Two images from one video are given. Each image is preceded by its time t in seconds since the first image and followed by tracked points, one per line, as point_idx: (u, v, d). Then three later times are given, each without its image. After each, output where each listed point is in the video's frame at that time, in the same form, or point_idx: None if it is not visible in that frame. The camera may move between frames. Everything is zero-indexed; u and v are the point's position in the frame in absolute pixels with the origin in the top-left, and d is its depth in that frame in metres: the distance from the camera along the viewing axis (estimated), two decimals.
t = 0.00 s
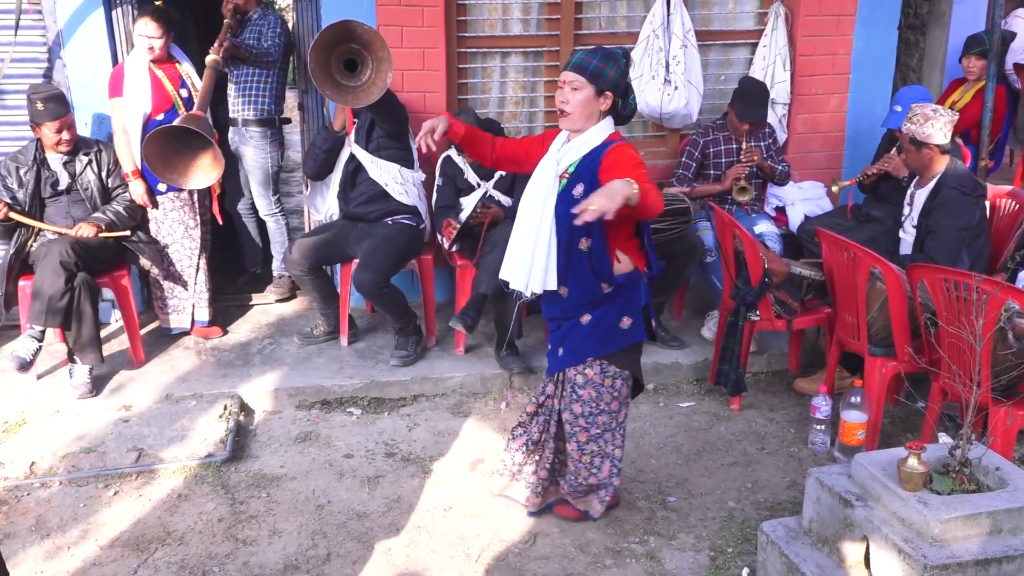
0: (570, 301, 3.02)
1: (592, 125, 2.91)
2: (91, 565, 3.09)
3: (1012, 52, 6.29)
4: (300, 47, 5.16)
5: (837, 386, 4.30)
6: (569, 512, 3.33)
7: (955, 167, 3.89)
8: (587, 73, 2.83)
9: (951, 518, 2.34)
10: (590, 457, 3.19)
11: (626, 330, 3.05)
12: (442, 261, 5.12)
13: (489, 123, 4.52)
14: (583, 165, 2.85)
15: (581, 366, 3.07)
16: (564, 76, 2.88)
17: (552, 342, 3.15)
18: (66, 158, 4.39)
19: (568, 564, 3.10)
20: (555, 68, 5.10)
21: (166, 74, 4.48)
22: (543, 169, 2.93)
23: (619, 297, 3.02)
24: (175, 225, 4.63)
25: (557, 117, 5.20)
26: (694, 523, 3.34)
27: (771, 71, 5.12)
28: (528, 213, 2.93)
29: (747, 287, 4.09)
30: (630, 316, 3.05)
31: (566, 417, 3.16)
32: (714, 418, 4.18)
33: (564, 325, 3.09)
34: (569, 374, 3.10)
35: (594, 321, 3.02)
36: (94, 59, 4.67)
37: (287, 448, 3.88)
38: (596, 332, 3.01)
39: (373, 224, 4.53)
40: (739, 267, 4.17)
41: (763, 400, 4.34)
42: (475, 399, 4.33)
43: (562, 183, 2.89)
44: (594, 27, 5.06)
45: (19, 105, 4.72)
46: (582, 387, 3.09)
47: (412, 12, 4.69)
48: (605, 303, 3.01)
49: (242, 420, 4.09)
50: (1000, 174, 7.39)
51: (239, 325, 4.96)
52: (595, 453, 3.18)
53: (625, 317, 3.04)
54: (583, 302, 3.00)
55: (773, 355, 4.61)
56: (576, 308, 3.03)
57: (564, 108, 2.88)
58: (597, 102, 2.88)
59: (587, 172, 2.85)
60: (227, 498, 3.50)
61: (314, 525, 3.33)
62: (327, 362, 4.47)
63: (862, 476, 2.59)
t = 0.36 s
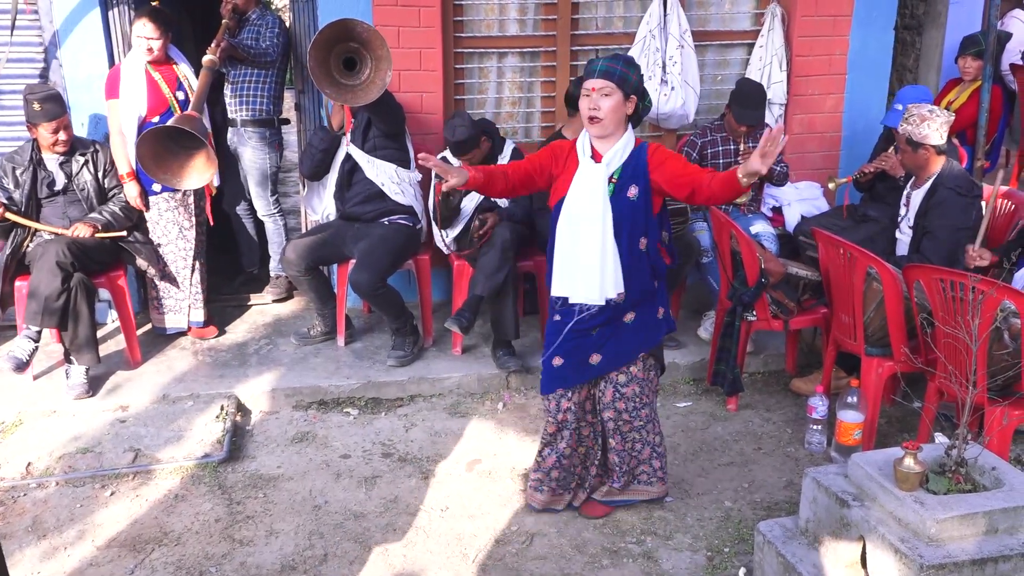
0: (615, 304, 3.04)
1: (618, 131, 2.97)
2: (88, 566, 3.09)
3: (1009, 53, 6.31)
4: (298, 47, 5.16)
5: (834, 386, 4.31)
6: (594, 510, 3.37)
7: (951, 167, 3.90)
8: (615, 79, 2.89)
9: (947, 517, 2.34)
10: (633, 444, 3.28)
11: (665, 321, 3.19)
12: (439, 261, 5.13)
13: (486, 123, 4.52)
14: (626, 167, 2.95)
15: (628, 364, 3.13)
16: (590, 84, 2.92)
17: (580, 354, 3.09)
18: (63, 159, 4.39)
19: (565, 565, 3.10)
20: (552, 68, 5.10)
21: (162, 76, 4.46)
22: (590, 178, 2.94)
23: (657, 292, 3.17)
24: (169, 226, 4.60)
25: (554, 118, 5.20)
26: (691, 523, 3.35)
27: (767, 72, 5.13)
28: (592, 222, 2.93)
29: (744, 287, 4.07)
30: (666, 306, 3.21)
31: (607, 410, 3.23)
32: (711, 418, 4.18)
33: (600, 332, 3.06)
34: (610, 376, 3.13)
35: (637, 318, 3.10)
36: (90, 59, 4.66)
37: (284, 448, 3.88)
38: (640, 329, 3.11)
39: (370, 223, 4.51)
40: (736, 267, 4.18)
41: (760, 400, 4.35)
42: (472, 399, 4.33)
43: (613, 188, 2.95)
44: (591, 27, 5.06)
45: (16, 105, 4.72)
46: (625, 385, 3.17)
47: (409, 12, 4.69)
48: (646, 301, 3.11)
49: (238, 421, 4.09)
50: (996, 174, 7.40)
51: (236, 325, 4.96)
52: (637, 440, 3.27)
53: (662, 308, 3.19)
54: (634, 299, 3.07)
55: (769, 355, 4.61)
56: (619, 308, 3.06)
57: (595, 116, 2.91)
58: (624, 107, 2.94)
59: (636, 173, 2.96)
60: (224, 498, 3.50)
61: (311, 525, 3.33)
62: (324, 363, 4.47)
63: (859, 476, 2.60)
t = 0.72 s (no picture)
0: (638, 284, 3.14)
1: (637, 118, 3.04)
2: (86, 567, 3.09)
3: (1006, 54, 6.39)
4: (296, 48, 5.18)
5: (832, 387, 4.32)
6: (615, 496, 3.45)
7: (948, 168, 3.91)
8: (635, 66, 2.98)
9: (944, 517, 2.35)
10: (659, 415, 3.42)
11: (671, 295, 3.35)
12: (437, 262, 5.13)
13: (484, 124, 4.52)
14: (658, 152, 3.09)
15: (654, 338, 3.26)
16: (612, 73, 2.98)
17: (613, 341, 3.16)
18: (61, 160, 4.39)
19: (563, 565, 3.10)
20: (550, 69, 5.10)
21: (164, 79, 4.45)
22: (635, 170, 2.99)
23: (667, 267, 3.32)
24: (171, 231, 4.55)
25: (552, 118, 5.21)
26: (688, 524, 3.35)
27: (765, 73, 5.13)
28: (645, 220, 3.01)
29: (742, 288, 4.07)
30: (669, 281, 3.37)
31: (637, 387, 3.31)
32: (709, 418, 4.18)
33: (627, 314, 3.15)
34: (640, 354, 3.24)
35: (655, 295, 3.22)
36: (89, 60, 4.67)
37: (282, 449, 3.88)
38: (658, 303, 3.25)
39: (368, 224, 4.51)
40: (734, 268, 4.19)
41: (758, 401, 4.35)
42: (470, 400, 4.33)
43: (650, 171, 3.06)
44: (589, 28, 5.07)
45: (13, 106, 4.71)
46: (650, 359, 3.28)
47: (407, 13, 4.69)
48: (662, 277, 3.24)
49: (236, 422, 4.08)
50: (993, 175, 7.42)
51: (234, 326, 4.96)
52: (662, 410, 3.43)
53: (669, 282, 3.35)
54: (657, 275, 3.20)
55: (767, 356, 4.62)
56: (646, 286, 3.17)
57: (621, 102, 2.97)
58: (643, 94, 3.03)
59: (662, 156, 3.11)
60: (222, 500, 3.49)
61: (309, 526, 3.33)
62: (322, 364, 4.47)
63: (857, 477, 2.60)
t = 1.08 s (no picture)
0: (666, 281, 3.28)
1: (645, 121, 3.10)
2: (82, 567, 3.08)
3: (1003, 54, 6.39)
4: (292, 49, 5.20)
5: (828, 386, 4.32)
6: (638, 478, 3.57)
7: (945, 167, 3.91)
8: (643, 76, 2.99)
9: (941, 516, 2.35)
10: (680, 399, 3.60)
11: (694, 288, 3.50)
12: (435, 261, 5.13)
13: (480, 123, 4.52)
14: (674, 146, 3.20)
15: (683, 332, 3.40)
16: (619, 84, 3.02)
17: (651, 337, 3.28)
18: (57, 159, 4.39)
19: (560, 565, 3.10)
20: (547, 69, 5.10)
21: (160, 79, 4.44)
22: (656, 166, 3.08)
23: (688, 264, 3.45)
24: (170, 233, 4.56)
25: (549, 118, 5.21)
26: (685, 523, 3.35)
27: (762, 72, 5.14)
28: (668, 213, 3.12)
29: (739, 287, 4.08)
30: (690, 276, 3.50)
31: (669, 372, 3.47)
32: (706, 417, 4.19)
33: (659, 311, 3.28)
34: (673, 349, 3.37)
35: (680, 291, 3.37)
36: (85, 60, 4.67)
37: (279, 448, 3.88)
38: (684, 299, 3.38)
39: (364, 223, 4.51)
40: (731, 267, 4.19)
41: (755, 400, 4.36)
42: (467, 399, 4.33)
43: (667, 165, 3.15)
44: (586, 27, 5.07)
45: (9, 105, 4.70)
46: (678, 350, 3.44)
47: (404, 13, 4.69)
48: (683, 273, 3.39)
49: (233, 421, 4.08)
50: (991, 174, 7.43)
51: (231, 325, 4.96)
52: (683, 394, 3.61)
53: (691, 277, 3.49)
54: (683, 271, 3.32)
55: (764, 355, 4.62)
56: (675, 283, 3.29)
57: (631, 113, 3.02)
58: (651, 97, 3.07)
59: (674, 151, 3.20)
60: (219, 499, 3.49)
61: (306, 525, 3.33)
62: (319, 363, 4.47)
63: (854, 476, 2.60)
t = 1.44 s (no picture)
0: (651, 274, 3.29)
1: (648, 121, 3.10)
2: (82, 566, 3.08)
3: (1005, 53, 6.48)
4: (291, 48, 5.22)
5: (829, 386, 4.32)
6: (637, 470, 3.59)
7: (945, 166, 3.91)
8: (639, 81, 2.99)
9: (942, 516, 2.35)
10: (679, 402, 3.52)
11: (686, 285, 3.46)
12: (436, 261, 5.12)
13: (481, 123, 4.52)
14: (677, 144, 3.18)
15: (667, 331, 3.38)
16: (616, 91, 3.02)
17: (628, 329, 3.30)
18: (57, 158, 4.42)
19: (560, 564, 3.10)
20: (547, 68, 5.10)
21: (159, 79, 4.44)
22: (656, 164, 3.07)
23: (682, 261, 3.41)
24: (163, 232, 4.54)
25: (550, 117, 5.20)
26: (686, 523, 3.35)
27: (762, 72, 5.14)
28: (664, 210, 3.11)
29: (739, 287, 4.08)
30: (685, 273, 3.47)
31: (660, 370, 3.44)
32: (707, 417, 4.19)
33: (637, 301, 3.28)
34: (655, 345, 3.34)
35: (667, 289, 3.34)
36: (86, 59, 4.66)
37: (280, 448, 3.88)
38: (672, 296, 3.35)
39: (365, 223, 4.51)
40: (732, 267, 4.19)
41: (756, 399, 4.36)
42: (468, 399, 4.33)
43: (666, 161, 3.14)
44: (586, 27, 5.07)
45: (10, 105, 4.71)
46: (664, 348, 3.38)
47: (405, 12, 4.69)
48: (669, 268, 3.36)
49: (234, 421, 4.08)
50: (992, 174, 7.42)
51: (232, 325, 4.96)
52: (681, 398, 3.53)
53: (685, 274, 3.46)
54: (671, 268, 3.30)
55: (764, 354, 4.62)
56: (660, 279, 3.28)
57: (630, 120, 3.03)
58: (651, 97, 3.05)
59: (676, 148, 3.18)
60: (219, 499, 3.49)
61: (307, 525, 3.33)
62: (319, 362, 4.46)
63: (854, 475, 2.60)
